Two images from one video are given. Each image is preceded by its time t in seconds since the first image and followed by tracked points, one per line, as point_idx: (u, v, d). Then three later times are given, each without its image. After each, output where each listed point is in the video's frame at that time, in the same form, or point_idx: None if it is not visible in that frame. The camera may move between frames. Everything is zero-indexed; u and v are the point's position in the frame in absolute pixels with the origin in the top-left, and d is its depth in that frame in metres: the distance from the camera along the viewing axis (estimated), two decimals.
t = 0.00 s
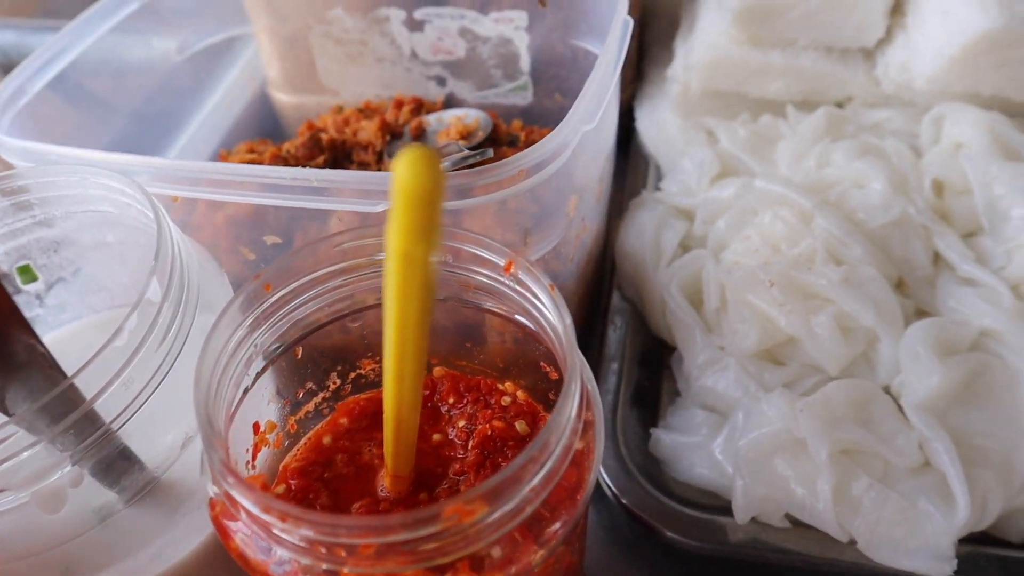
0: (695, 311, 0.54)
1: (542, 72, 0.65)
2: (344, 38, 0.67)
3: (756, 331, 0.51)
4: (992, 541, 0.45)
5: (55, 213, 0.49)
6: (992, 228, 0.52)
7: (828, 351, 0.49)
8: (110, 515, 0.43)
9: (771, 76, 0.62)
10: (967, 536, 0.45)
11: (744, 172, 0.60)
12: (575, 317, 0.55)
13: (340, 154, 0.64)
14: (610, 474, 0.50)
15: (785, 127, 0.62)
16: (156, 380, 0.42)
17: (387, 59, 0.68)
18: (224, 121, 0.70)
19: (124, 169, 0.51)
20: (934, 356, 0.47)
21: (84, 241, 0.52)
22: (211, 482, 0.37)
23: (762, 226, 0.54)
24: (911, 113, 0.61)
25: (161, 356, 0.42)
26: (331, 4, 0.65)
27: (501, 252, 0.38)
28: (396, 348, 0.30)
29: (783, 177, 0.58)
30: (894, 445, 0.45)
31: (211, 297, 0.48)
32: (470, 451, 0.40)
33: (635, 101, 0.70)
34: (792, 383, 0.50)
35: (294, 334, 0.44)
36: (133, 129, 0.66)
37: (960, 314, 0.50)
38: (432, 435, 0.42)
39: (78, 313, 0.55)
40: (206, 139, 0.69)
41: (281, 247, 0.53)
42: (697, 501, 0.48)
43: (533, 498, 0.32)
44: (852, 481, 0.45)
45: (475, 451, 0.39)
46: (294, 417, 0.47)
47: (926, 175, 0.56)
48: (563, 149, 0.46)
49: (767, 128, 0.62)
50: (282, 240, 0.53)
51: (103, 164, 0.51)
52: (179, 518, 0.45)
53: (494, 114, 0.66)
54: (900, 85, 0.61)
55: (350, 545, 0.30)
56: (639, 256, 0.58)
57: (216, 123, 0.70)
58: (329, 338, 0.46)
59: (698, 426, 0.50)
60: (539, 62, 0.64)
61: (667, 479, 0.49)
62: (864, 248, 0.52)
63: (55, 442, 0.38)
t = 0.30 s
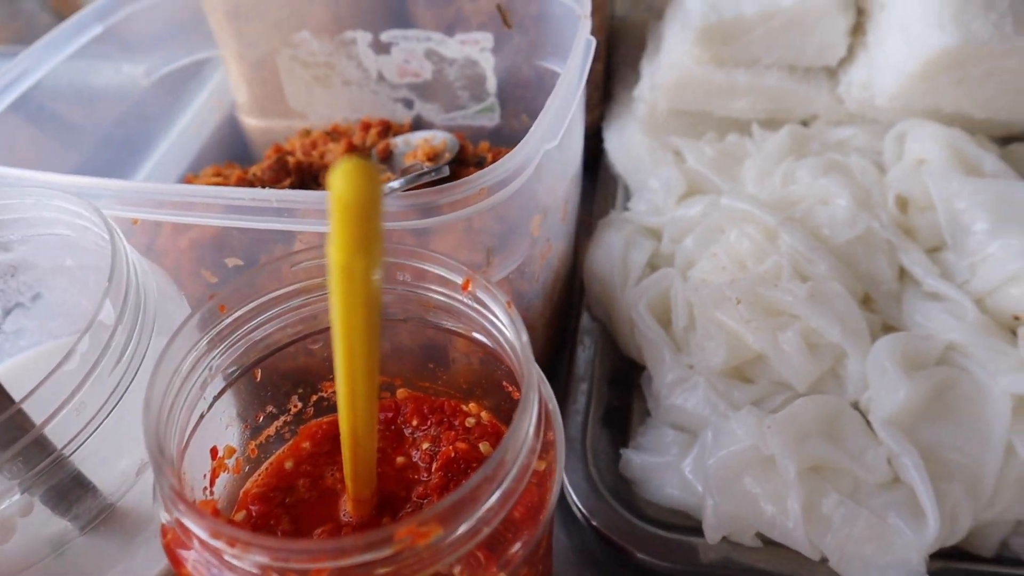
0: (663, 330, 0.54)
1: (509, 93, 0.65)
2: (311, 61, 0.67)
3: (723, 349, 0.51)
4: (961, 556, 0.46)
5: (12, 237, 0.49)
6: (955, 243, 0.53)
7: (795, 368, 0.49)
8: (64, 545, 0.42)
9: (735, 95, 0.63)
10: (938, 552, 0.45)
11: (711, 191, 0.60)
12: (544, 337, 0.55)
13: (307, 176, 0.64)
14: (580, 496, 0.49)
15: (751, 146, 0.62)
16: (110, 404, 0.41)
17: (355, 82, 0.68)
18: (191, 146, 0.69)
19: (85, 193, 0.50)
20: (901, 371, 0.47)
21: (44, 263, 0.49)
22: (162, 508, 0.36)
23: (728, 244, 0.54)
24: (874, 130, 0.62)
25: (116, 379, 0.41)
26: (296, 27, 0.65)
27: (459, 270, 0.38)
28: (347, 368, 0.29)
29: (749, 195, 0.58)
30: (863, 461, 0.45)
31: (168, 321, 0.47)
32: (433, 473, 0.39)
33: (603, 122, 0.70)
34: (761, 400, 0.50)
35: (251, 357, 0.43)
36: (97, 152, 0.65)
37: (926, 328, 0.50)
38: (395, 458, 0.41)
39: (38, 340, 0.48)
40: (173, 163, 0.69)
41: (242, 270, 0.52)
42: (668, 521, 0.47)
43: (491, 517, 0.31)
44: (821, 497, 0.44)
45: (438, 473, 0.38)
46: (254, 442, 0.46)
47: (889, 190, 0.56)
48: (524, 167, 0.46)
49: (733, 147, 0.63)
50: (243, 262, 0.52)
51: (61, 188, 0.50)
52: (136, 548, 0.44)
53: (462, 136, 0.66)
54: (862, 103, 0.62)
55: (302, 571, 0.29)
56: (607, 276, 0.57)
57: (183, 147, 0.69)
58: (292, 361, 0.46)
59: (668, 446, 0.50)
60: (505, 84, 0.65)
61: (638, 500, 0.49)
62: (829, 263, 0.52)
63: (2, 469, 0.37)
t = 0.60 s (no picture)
0: (644, 358, 0.54)
1: (487, 126, 0.66)
2: (290, 95, 0.67)
3: (704, 377, 0.50)
4: None
5: None
6: (931, 267, 0.53)
7: (776, 395, 0.49)
8: None
9: (711, 125, 0.63)
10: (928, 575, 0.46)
11: (688, 220, 0.61)
12: (526, 367, 0.55)
13: (286, 210, 0.64)
14: (565, 528, 0.48)
15: (728, 174, 0.63)
16: (84, 442, 0.40)
17: (334, 116, 0.69)
18: (171, 180, 0.69)
19: (62, 230, 0.50)
20: (880, 396, 0.47)
21: (22, 300, 0.47)
22: (135, 546, 0.35)
23: (707, 272, 0.55)
24: (848, 156, 0.62)
25: (90, 417, 0.40)
26: (275, 61, 0.65)
27: (435, 304, 0.38)
28: (320, 406, 0.29)
29: (727, 223, 0.58)
30: (845, 486, 0.45)
31: (144, 356, 0.46)
32: (414, 506, 0.38)
33: (582, 152, 0.71)
34: (742, 428, 0.50)
35: (228, 393, 0.42)
36: (79, 189, 0.65)
37: (904, 352, 0.51)
38: (375, 492, 0.40)
39: (12, 377, 0.44)
40: (153, 199, 0.68)
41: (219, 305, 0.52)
42: (652, 551, 0.47)
43: (469, 550, 0.30)
44: (805, 523, 0.44)
45: (418, 507, 0.38)
46: (232, 477, 0.45)
47: (865, 217, 0.57)
48: (500, 199, 0.46)
49: (709, 175, 0.63)
50: (220, 297, 0.51)
51: (37, 225, 0.50)
52: None
53: (440, 168, 0.66)
54: (836, 131, 0.62)
55: None
56: (587, 305, 0.58)
57: (163, 182, 0.69)
58: (269, 397, 0.45)
59: (651, 474, 0.50)
60: (483, 115, 0.65)
61: (622, 529, 0.49)
62: (806, 290, 0.52)
63: None
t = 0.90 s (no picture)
0: (626, 371, 0.54)
1: (467, 142, 0.66)
2: (270, 114, 0.68)
3: (684, 389, 0.50)
4: None
5: None
6: (908, 276, 0.53)
7: (756, 405, 0.49)
8: None
9: (690, 138, 0.63)
10: None
11: (668, 232, 0.61)
12: (508, 381, 0.55)
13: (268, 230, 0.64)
14: (548, 541, 0.48)
15: (706, 186, 0.63)
16: (61, 464, 0.40)
17: (314, 135, 0.69)
18: (153, 201, 0.70)
19: (41, 252, 0.49)
20: (860, 403, 0.47)
21: None
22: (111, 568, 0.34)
23: (686, 283, 0.55)
24: (826, 167, 0.61)
25: (66, 439, 0.40)
26: (254, 82, 0.66)
27: (409, 318, 0.38)
28: (291, 426, 0.28)
29: (706, 235, 0.58)
30: (825, 495, 0.45)
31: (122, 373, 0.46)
32: (393, 522, 0.38)
33: (563, 166, 0.71)
34: (724, 438, 0.50)
35: (206, 411, 0.42)
36: (63, 212, 0.65)
37: (883, 360, 0.51)
38: (354, 508, 0.40)
39: None
40: (137, 219, 0.69)
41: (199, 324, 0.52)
42: (635, 563, 0.48)
43: (444, 563, 0.30)
44: (786, 532, 0.44)
45: (397, 522, 0.38)
46: (211, 497, 0.45)
47: (843, 227, 0.56)
48: (476, 214, 0.46)
49: (689, 187, 0.63)
50: (199, 316, 0.52)
51: (16, 248, 0.49)
52: None
53: (421, 185, 0.67)
54: (813, 141, 0.61)
55: None
56: (568, 319, 0.58)
57: (146, 204, 0.70)
58: (248, 416, 0.45)
59: (634, 486, 0.50)
60: (462, 132, 0.66)
61: (606, 542, 0.49)
62: (785, 299, 0.52)
63: None
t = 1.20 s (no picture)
0: (609, 385, 0.54)
1: (448, 160, 0.67)
2: (251, 136, 0.68)
3: (666, 402, 0.51)
4: None
5: None
6: (885, 284, 0.53)
7: (738, 416, 0.49)
8: None
9: (669, 151, 0.63)
10: None
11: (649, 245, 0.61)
12: (491, 397, 0.55)
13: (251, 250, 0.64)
14: (535, 557, 0.48)
15: (686, 199, 0.63)
16: (43, 493, 0.40)
17: (296, 155, 0.69)
18: (137, 225, 0.71)
19: (23, 280, 0.49)
20: (839, 414, 0.48)
21: None
22: None
23: (666, 296, 0.55)
24: (802, 178, 0.62)
25: (48, 467, 0.40)
26: (235, 104, 0.66)
27: (386, 340, 0.38)
28: (268, 453, 0.29)
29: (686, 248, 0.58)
30: (807, 505, 0.45)
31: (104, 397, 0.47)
32: (377, 542, 0.38)
33: (545, 181, 0.71)
34: (706, 450, 0.50)
35: (188, 435, 0.42)
36: (50, 237, 0.64)
37: (861, 369, 0.51)
38: (339, 528, 0.40)
39: None
40: (121, 243, 0.69)
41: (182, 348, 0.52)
42: None
43: None
44: (769, 543, 0.44)
45: (381, 541, 0.38)
46: (196, 520, 0.44)
47: (821, 238, 0.56)
48: (456, 233, 0.46)
49: (669, 200, 0.63)
50: (182, 341, 0.52)
51: None
52: None
53: (404, 203, 0.67)
54: (791, 153, 0.61)
55: None
56: (551, 333, 0.58)
57: (130, 227, 0.70)
58: (230, 439, 0.45)
59: (618, 500, 0.50)
60: (443, 150, 0.66)
61: (592, 555, 0.49)
62: (764, 311, 0.52)
63: None
